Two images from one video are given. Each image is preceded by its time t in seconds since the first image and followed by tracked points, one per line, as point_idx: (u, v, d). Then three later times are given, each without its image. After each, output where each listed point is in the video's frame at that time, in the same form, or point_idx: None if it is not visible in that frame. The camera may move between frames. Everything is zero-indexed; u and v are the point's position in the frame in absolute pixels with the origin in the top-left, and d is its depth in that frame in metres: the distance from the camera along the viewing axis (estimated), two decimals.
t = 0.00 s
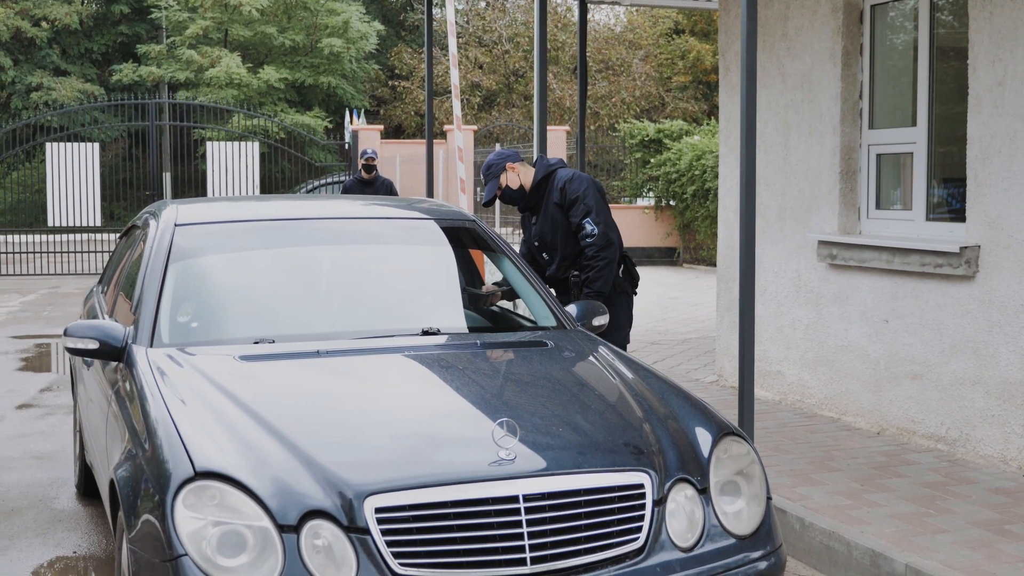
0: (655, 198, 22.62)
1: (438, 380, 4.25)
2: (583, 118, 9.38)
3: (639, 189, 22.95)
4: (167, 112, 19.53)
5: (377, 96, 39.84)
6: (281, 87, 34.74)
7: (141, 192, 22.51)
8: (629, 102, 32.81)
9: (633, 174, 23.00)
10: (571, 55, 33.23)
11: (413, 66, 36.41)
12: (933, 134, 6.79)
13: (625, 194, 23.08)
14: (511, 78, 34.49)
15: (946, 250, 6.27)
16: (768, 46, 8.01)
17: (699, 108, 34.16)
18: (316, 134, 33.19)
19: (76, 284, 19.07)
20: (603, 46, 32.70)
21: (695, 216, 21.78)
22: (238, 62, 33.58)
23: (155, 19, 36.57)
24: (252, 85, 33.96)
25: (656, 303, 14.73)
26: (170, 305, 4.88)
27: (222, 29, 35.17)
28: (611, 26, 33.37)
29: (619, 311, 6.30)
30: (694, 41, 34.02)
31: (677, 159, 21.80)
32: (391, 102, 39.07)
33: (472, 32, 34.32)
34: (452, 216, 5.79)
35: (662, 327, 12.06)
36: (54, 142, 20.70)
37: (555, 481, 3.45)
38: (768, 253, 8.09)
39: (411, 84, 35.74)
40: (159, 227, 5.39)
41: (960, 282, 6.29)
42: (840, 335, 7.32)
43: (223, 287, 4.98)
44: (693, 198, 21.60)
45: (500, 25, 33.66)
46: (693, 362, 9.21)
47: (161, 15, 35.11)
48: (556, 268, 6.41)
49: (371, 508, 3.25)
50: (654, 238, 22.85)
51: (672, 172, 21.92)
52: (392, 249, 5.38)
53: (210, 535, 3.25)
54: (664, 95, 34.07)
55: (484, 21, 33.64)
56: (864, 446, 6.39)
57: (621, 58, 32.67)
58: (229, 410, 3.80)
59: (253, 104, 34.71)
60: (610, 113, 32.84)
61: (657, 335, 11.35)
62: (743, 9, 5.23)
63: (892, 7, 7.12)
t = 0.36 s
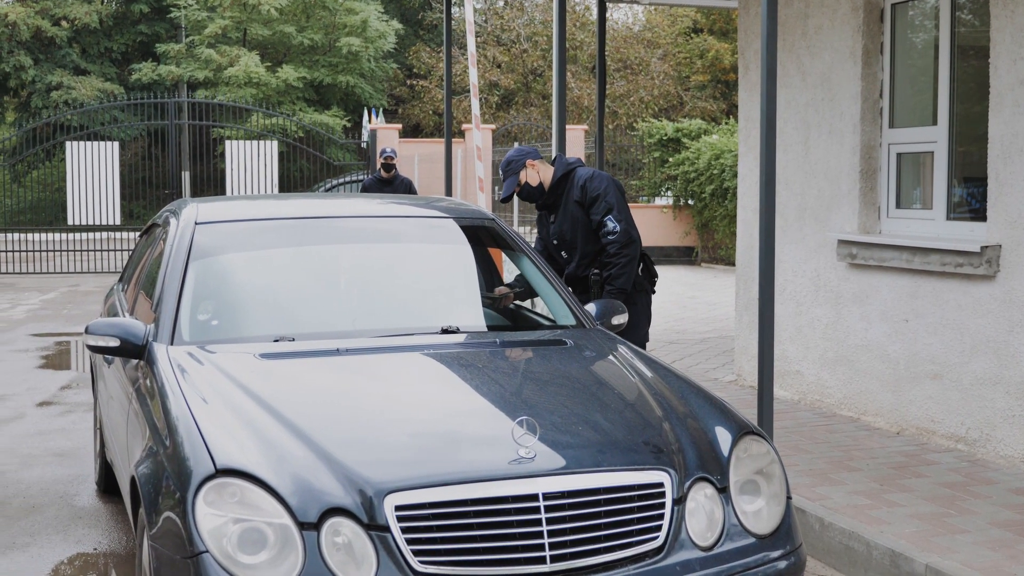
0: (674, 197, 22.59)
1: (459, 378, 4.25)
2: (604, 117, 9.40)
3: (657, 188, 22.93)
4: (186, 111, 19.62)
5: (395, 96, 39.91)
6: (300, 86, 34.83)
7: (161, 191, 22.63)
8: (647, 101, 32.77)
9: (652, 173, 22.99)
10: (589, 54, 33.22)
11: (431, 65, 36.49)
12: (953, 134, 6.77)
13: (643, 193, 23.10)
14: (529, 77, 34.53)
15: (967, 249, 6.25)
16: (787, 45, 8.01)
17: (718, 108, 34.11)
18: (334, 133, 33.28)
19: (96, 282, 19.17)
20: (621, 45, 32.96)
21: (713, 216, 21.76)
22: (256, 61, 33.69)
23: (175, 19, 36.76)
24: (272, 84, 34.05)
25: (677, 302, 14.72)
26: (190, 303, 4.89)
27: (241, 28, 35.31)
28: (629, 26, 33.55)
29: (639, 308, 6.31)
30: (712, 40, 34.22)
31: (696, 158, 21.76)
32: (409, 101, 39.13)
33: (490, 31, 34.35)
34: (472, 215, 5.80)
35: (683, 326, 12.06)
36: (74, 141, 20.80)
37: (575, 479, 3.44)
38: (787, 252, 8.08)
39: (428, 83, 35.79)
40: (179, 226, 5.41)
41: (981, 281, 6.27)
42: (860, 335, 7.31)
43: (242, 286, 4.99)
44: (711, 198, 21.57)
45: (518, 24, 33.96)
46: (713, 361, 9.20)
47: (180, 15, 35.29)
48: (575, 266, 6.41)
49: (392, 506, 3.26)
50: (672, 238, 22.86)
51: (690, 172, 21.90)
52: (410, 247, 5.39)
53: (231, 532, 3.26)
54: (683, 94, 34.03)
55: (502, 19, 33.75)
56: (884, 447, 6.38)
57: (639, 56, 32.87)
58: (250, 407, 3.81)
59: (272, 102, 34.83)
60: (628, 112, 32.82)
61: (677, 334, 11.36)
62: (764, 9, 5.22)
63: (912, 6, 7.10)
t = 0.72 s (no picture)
0: (685, 196, 22.57)
1: (474, 376, 4.25)
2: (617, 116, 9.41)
3: (669, 187, 22.91)
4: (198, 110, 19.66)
5: (407, 94, 39.93)
6: (312, 84, 34.89)
7: (174, 189, 22.68)
8: (659, 99, 32.77)
9: (664, 171, 22.97)
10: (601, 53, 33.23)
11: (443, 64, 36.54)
12: (967, 132, 6.75)
13: (656, 191, 23.11)
14: (541, 75, 34.55)
15: (981, 247, 6.24)
16: (800, 43, 8.00)
17: (730, 106, 34.08)
18: (346, 131, 33.32)
19: (109, 280, 19.23)
20: (634, 44, 32.88)
21: (724, 214, 21.74)
22: (268, 60, 33.74)
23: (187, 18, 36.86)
24: (284, 83, 34.09)
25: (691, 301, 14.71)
26: (203, 301, 4.89)
27: (253, 27, 35.40)
28: (641, 23, 33.63)
29: (653, 307, 6.32)
30: (724, 38, 34.29)
31: (708, 157, 21.74)
32: (421, 100, 39.16)
33: (502, 29, 34.37)
34: (484, 213, 5.80)
35: (696, 325, 12.05)
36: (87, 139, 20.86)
37: (588, 477, 3.44)
38: (800, 251, 8.08)
39: (440, 82, 35.83)
40: (192, 224, 5.42)
41: (995, 279, 6.26)
42: (873, 334, 7.30)
43: (255, 284, 5.00)
44: (723, 196, 21.55)
45: (530, 23, 34.04)
46: (727, 360, 9.19)
47: (193, 14, 35.40)
48: (589, 263, 6.40)
49: (405, 504, 3.26)
50: (683, 237, 22.86)
51: (702, 170, 21.88)
52: (423, 246, 5.39)
53: (245, 530, 3.26)
54: (694, 92, 34.00)
55: (513, 18, 33.78)
56: (897, 445, 6.37)
57: (651, 55, 32.85)
58: (263, 405, 3.82)
59: (283, 101, 34.90)
60: (640, 111, 32.82)
61: (689, 332, 11.35)
62: (778, 8, 5.20)
63: (925, 4, 7.09)
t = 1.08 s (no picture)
0: (699, 198, 22.56)
1: (490, 379, 4.25)
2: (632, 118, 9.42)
3: (683, 189, 22.89)
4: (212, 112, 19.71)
5: (420, 96, 39.99)
6: (326, 87, 34.99)
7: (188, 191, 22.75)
8: (672, 101, 32.77)
9: (677, 173, 22.96)
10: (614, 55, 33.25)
11: (456, 66, 36.59)
12: (982, 134, 6.74)
13: (669, 194, 23.10)
14: (555, 77, 34.58)
15: (997, 250, 6.23)
16: (815, 44, 8.00)
17: (743, 108, 34.04)
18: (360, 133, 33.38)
19: (123, 282, 19.29)
20: (647, 46, 32.81)
21: (738, 217, 21.72)
22: (282, 62, 33.81)
23: (202, 20, 36.99)
24: (297, 85, 34.18)
25: (708, 303, 14.71)
26: (218, 303, 4.90)
27: (267, 29, 35.50)
28: (654, 26, 33.22)
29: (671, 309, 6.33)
30: (738, 40, 34.31)
31: (722, 159, 21.77)
32: (435, 102, 39.21)
33: (515, 31, 34.41)
34: (499, 215, 5.80)
35: (711, 327, 12.04)
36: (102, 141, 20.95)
37: (604, 480, 3.44)
38: (815, 253, 8.07)
39: (453, 84, 35.90)
40: (207, 226, 5.43)
41: (1011, 282, 6.25)
42: (888, 337, 7.29)
43: (269, 286, 5.00)
44: (737, 199, 21.53)
45: (543, 25, 33.90)
46: (743, 363, 9.18)
47: (207, 16, 35.53)
48: (609, 264, 6.40)
49: (421, 506, 3.26)
50: (699, 239, 22.81)
51: (716, 172, 21.88)
52: (437, 248, 5.39)
53: (260, 532, 3.26)
54: (708, 94, 33.98)
55: (527, 21, 33.80)
56: (913, 449, 6.35)
57: (665, 57, 32.80)
58: (278, 407, 3.82)
59: (296, 103, 34.98)
60: (653, 113, 32.82)
61: (704, 334, 11.35)
62: (794, 10, 5.19)
63: (941, 5, 7.07)
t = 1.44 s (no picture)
0: (710, 202, 22.55)
1: (504, 383, 4.25)
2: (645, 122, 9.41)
3: (694, 193, 22.88)
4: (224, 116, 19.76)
5: (432, 100, 40.03)
6: (337, 91, 35.06)
7: (200, 195, 22.80)
8: (683, 106, 32.79)
9: (689, 178, 22.95)
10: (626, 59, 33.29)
11: (467, 70, 36.64)
12: (997, 138, 6.72)
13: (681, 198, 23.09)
14: (566, 81, 34.62)
15: (1011, 255, 6.22)
16: (828, 48, 8.00)
17: (755, 113, 34.04)
18: (371, 137, 33.43)
19: (135, 286, 19.33)
20: (658, 50, 32.60)
21: (749, 221, 21.71)
22: (294, 66, 33.88)
23: (214, 24, 37.09)
24: (309, 89, 34.26)
25: (721, 309, 14.69)
26: (231, 307, 4.90)
27: (278, 33, 35.59)
28: (666, 29, 33.24)
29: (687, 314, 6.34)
30: (750, 44, 34.47)
31: (733, 163, 21.79)
32: (446, 106, 39.25)
33: (527, 36, 34.47)
34: (512, 219, 5.80)
35: (724, 332, 12.02)
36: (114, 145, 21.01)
37: (617, 485, 3.43)
38: (827, 258, 8.06)
39: (464, 88, 35.98)
40: (221, 229, 5.44)
41: None
42: (901, 342, 7.27)
43: (281, 290, 5.01)
44: (748, 203, 21.52)
45: (554, 29, 33.90)
46: (756, 368, 9.16)
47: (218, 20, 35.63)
48: (625, 268, 6.40)
49: (434, 510, 3.25)
50: (710, 243, 22.77)
51: (728, 176, 21.87)
52: (449, 251, 5.39)
53: (273, 535, 3.27)
54: (720, 98, 33.98)
55: (538, 25, 33.83)
56: (926, 454, 6.34)
57: (676, 61, 32.69)
58: (291, 411, 3.82)
59: (308, 107, 35.06)
60: (665, 117, 32.83)
61: (717, 340, 11.33)
62: (807, 16, 5.19)
63: (954, 9, 7.06)
